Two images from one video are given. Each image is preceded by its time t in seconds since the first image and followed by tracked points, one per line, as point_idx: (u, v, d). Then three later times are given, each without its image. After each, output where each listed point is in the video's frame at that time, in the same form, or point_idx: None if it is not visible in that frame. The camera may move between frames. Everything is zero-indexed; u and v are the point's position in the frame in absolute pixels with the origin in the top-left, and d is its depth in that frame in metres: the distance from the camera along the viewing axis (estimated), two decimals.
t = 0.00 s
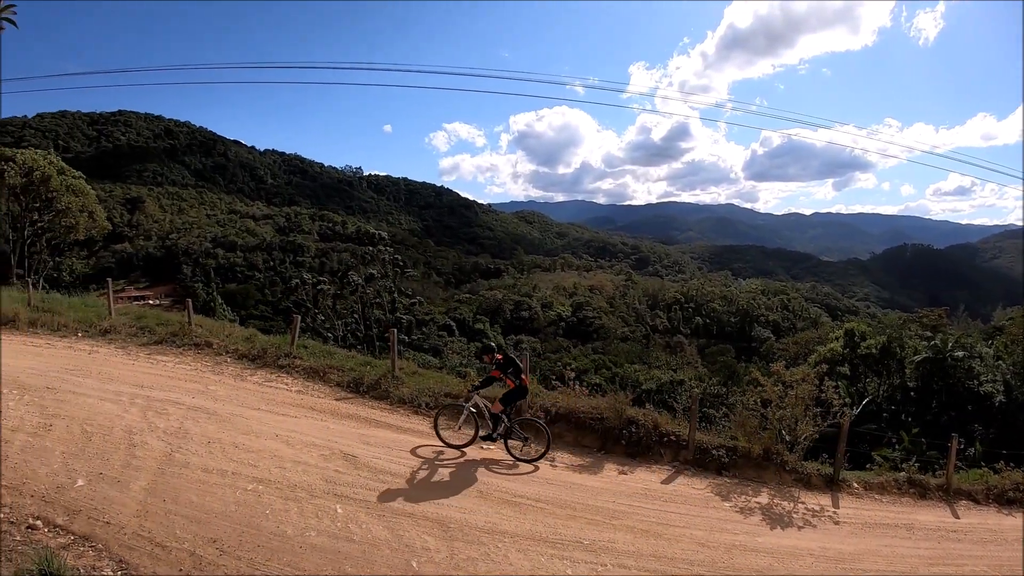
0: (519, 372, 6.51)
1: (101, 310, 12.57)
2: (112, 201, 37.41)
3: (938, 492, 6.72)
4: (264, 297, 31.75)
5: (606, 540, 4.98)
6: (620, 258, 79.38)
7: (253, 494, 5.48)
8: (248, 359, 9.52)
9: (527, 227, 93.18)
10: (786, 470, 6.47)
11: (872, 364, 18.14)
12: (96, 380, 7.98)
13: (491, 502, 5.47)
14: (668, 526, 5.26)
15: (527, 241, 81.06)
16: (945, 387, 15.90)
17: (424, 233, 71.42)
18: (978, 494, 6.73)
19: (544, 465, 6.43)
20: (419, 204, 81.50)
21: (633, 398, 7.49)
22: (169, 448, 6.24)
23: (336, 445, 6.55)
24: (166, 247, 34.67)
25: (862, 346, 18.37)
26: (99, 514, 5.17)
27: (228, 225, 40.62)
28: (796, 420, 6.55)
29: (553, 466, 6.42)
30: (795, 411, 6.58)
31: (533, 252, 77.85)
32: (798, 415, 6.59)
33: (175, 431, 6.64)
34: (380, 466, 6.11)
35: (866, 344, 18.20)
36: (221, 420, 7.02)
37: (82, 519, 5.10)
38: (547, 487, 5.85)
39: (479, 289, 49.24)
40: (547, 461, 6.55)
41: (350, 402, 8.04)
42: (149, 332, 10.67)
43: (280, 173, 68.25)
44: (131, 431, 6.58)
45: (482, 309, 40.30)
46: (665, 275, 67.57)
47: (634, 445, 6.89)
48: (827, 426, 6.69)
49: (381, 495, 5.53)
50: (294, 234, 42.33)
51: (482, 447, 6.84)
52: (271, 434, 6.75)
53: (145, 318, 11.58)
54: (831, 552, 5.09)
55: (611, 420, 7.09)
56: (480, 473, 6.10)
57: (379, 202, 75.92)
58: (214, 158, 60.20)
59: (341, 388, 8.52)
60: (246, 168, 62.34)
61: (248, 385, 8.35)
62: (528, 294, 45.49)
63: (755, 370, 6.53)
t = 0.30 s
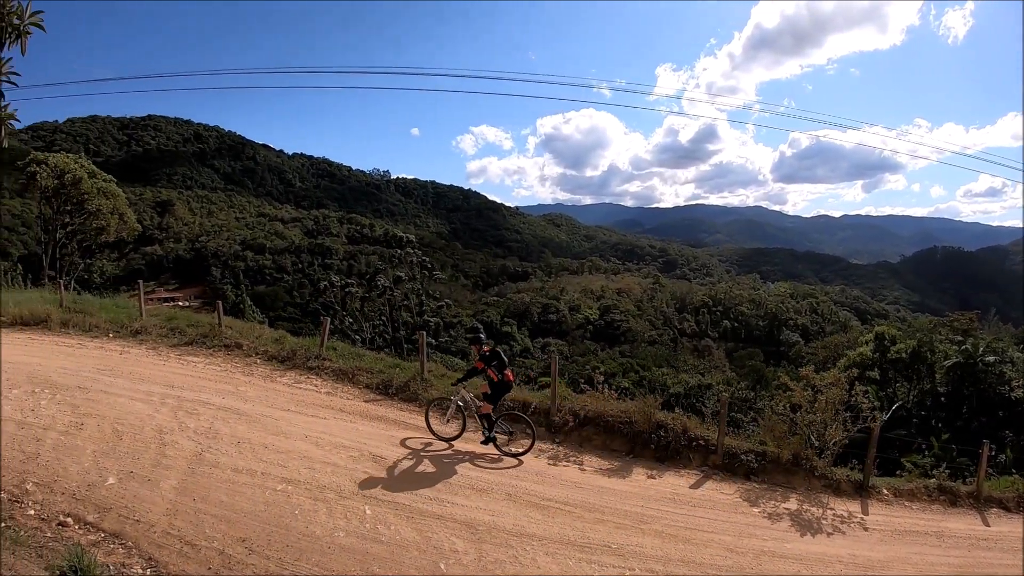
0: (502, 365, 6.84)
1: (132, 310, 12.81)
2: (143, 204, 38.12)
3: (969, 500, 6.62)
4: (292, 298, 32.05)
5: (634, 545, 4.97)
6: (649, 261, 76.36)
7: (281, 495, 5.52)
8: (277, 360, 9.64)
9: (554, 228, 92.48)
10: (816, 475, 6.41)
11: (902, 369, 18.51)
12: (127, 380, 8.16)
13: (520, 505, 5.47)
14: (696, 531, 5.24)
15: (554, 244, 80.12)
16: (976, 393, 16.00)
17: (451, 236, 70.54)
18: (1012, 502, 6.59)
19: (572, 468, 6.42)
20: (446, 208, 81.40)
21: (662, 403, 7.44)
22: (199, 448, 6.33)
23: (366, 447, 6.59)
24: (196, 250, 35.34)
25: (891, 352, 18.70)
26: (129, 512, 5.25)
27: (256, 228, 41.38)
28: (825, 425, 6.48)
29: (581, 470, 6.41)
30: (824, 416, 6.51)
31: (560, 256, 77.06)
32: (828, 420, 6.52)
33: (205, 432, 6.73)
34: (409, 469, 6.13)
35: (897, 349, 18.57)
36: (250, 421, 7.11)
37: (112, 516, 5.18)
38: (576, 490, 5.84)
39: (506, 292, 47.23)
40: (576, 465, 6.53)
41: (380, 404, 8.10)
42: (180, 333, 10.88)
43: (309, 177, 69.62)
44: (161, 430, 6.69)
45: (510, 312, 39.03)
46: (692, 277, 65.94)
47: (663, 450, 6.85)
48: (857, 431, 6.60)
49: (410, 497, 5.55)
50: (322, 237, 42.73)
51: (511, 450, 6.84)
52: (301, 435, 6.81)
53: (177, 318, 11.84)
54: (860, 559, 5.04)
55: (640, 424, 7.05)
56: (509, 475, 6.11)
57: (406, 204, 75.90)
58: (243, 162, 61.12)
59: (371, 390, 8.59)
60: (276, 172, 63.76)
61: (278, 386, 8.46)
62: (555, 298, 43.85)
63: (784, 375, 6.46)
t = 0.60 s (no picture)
0: (484, 360, 7.05)
1: (159, 311, 13.13)
2: (172, 207, 39.00)
3: (997, 509, 6.51)
4: (318, 301, 32.23)
5: (660, 550, 4.95)
6: (670, 264, 75.20)
7: (308, 496, 5.56)
8: (304, 362, 9.74)
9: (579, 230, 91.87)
10: (843, 483, 6.37)
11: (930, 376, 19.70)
12: (155, 380, 8.34)
13: (545, 510, 5.46)
14: (721, 538, 5.21)
15: (579, 247, 79.77)
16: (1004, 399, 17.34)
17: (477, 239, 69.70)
18: None
19: (598, 472, 6.40)
20: (471, 211, 81.07)
21: (688, 407, 7.39)
22: (226, 449, 6.39)
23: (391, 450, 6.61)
24: (223, 252, 35.93)
25: (919, 357, 19.75)
26: (156, 511, 5.31)
27: (283, 231, 42.07)
28: (852, 431, 6.41)
29: (607, 474, 6.38)
30: (851, 422, 6.44)
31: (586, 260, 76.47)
32: (855, 426, 6.45)
33: (232, 432, 6.81)
34: (435, 472, 6.13)
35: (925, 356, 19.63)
36: (277, 422, 7.18)
37: (139, 514, 5.25)
38: (601, 495, 5.83)
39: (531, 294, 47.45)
40: (601, 469, 6.51)
41: (406, 408, 8.13)
42: (207, 334, 11.06)
43: (335, 180, 70.78)
44: (188, 430, 6.78)
45: (535, 316, 38.69)
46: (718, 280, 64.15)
47: (689, 455, 6.82)
48: (884, 438, 6.54)
49: (436, 500, 5.56)
50: (348, 241, 43.09)
51: (536, 454, 6.83)
52: (327, 437, 6.85)
53: (203, 320, 12.15)
54: (887, 567, 4.98)
55: (666, 429, 6.99)
56: (535, 479, 6.10)
57: (432, 207, 75.79)
58: (269, 166, 62.34)
59: (398, 393, 8.63)
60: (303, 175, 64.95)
61: (305, 388, 8.54)
62: (580, 301, 43.49)
63: (811, 381, 6.39)
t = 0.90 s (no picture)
0: (469, 357, 7.30)
1: (183, 314, 13.34)
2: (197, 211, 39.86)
3: None
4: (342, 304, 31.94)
5: (682, 557, 4.93)
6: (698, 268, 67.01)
7: (332, 498, 5.59)
8: (329, 365, 9.81)
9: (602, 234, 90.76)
10: (868, 491, 6.31)
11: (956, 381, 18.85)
12: (181, 383, 8.47)
13: (569, 515, 5.46)
14: (745, 545, 5.17)
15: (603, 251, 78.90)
16: None
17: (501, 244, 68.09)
18: None
19: (622, 478, 6.39)
20: (496, 215, 79.68)
21: (713, 413, 7.34)
22: (250, 451, 6.45)
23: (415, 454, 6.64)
24: (248, 256, 36.37)
25: (945, 363, 19.08)
26: (180, 511, 5.37)
27: (307, 235, 42.61)
28: (877, 438, 6.37)
29: (631, 480, 6.37)
30: (877, 429, 6.39)
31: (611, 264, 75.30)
32: (880, 433, 6.40)
33: (257, 434, 6.87)
34: (459, 475, 6.14)
35: (950, 361, 18.93)
36: (301, 425, 7.24)
37: (163, 514, 5.31)
38: (625, 501, 5.81)
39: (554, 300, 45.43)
40: (625, 475, 6.49)
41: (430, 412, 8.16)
42: (232, 337, 11.20)
43: (358, 185, 71.57)
44: (214, 432, 6.86)
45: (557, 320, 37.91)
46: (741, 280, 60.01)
47: (713, 461, 6.79)
48: (911, 445, 6.48)
49: (460, 504, 5.56)
50: (372, 244, 43.22)
51: (560, 459, 6.83)
52: (352, 440, 6.89)
53: (227, 323, 12.33)
54: None
55: (690, 435, 6.97)
56: (558, 484, 6.10)
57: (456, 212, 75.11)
58: (293, 171, 63.52)
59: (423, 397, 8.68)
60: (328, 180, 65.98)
61: (330, 391, 8.60)
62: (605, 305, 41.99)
63: (836, 387, 6.34)
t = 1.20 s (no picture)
0: (453, 351, 7.54)
1: (207, 317, 13.44)
2: (221, 215, 40.71)
3: None
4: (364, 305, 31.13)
5: (704, 563, 4.90)
6: (723, 270, 60.77)
7: (354, 501, 5.62)
8: (352, 368, 9.86)
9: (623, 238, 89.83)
10: (891, 498, 6.26)
11: (981, 388, 18.66)
12: (205, 385, 8.56)
13: (591, 520, 5.45)
14: (768, 552, 5.13)
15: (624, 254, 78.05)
16: None
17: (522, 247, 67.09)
18: None
19: (644, 483, 6.37)
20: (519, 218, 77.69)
21: (736, 419, 7.30)
22: (273, 453, 6.51)
23: (438, 457, 6.66)
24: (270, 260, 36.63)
25: (971, 368, 18.84)
26: (203, 512, 5.41)
27: (329, 238, 43.22)
28: (902, 445, 6.32)
29: (653, 485, 6.36)
30: (901, 436, 6.35)
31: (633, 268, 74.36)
32: (905, 440, 6.35)
33: (280, 436, 6.93)
34: (481, 479, 6.16)
35: (976, 366, 18.66)
36: (324, 427, 7.29)
37: (186, 515, 5.36)
38: (647, 506, 5.80)
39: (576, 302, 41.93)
40: (648, 480, 6.48)
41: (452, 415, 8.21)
42: (255, 339, 11.29)
43: (381, 189, 72.43)
44: (237, 433, 6.93)
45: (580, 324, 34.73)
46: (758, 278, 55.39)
47: (736, 467, 6.76)
48: (935, 453, 6.44)
49: (483, 508, 5.57)
50: (393, 248, 43.33)
51: (583, 463, 6.83)
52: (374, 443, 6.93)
53: (250, 326, 12.41)
54: None
55: (713, 441, 6.95)
56: (581, 488, 6.09)
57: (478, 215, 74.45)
58: (316, 174, 65.27)
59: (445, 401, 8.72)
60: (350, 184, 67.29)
61: (354, 395, 8.68)
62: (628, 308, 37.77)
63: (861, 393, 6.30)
